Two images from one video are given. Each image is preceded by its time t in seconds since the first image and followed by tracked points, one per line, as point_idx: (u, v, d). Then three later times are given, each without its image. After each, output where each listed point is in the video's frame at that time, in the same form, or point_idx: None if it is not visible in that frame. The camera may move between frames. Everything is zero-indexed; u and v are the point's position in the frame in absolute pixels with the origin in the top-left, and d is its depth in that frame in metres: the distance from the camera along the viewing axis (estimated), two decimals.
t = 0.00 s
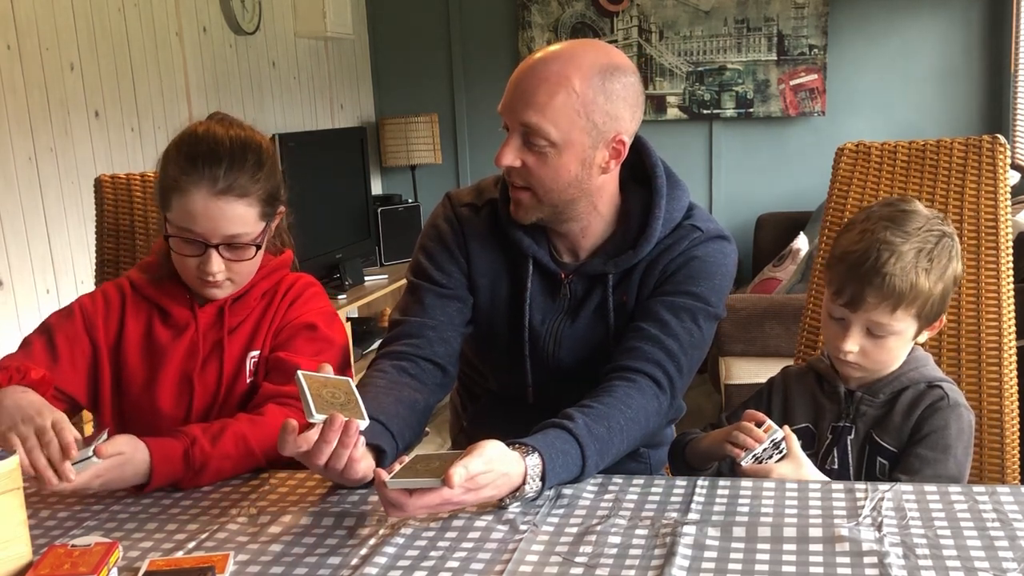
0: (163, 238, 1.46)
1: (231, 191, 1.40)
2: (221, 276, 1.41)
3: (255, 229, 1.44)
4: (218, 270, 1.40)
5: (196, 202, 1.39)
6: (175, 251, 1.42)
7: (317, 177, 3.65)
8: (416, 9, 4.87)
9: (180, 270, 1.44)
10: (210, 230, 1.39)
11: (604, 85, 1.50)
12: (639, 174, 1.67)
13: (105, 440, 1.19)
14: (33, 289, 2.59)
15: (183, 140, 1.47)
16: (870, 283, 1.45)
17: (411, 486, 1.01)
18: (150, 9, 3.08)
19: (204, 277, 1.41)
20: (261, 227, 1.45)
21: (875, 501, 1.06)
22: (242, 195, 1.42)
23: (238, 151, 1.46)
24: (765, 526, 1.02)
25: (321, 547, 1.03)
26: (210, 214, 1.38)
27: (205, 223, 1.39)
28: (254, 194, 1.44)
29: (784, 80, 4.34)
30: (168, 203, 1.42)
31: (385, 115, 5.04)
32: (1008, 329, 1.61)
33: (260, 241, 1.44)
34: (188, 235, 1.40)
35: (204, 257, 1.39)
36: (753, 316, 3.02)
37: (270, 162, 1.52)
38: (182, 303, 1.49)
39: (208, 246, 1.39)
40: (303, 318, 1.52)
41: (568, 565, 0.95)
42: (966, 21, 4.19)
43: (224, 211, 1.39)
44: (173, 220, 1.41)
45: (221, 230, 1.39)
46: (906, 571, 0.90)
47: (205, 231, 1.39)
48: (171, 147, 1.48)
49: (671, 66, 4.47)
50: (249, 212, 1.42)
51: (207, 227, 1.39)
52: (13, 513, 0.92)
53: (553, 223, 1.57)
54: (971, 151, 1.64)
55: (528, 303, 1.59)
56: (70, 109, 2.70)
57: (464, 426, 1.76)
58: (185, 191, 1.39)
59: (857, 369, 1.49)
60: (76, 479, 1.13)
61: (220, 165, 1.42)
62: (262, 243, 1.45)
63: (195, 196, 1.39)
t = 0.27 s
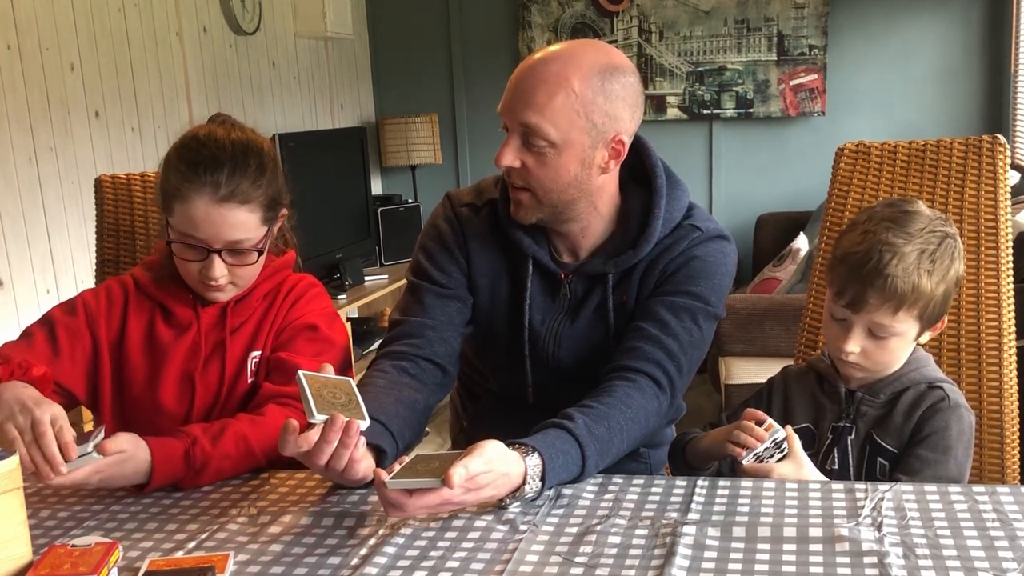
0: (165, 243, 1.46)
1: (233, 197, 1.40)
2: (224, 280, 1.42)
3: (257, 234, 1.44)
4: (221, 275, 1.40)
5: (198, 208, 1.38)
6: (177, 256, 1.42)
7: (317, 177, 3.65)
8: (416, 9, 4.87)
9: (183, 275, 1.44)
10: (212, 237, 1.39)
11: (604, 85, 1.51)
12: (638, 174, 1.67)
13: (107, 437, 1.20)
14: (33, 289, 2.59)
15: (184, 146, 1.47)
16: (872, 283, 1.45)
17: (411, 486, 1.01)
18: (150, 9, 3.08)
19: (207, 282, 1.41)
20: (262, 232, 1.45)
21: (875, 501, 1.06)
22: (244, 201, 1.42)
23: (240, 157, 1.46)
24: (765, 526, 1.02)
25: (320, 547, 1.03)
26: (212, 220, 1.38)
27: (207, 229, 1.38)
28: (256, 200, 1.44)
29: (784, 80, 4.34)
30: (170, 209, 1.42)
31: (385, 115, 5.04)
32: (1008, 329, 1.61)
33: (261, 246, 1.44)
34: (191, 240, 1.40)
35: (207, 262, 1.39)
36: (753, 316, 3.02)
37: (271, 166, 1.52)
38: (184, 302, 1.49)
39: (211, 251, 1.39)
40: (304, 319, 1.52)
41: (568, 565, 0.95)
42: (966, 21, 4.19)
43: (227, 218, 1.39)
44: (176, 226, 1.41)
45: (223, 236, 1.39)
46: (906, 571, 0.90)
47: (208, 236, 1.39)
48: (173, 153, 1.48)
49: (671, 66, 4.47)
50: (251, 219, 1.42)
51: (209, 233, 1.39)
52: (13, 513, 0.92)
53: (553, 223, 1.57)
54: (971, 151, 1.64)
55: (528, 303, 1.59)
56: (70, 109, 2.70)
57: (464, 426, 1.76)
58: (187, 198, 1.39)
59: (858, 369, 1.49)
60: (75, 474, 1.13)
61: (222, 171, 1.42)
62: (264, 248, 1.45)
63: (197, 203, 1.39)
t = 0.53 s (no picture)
0: (169, 241, 1.46)
1: (237, 195, 1.40)
2: (226, 278, 1.41)
3: (260, 233, 1.44)
4: (223, 272, 1.40)
5: (202, 205, 1.38)
6: (180, 253, 1.42)
7: (317, 177, 3.65)
8: (416, 9, 4.87)
9: (185, 272, 1.44)
10: (215, 234, 1.39)
11: (604, 85, 1.51)
12: (638, 174, 1.67)
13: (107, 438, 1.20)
14: (33, 288, 2.59)
15: (188, 144, 1.47)
16: (879, 283, 1.45)
17: (411, 486, 1.01)
18: (151, 9, 3.08)
19: (209, 279, 1.41)
20: (266, 230, 1.45)
21: (875, 501, 1.07)
22: (248, 198, 1.42)
23: (244, 155, 1.46)
24: (765, 526, 1.02)
25: (321, 547, 1.03)
26: (216, 217, 1.38)
27: (210, 226, 1.38)
28: (259, 198, 1.44)
29: (784, 80, 4.35)
30: (173, 206, 1.42)
31: (385, 115, 5.04)
32: (1008, 329, 1.61)
33: (265, 244, 1.44)
34: (193, 238, 1.40)
35: (210, 259, 1.39)
36: (753, 316, 3.02)
37: (275, 165, 1.53)
38: (187, 302, 1.49)
39: (213, 248, 1.39)
40: (306, 319, 1.52)
41: (568, 565, 0.95)
42: (966, 21, 4.19)
43: (230, 215, 1.39)
44: (179, 222, 1.41)
45: (227, 233, 1.39)
46: (906, 571, 0.90)
47: (210, 234, 1.39)
48: (177, 151, 1.48)
49: (671, 66, 4.47)
50: (255, 216, 1.42)
51: (212, 230, 1.38)
52: (13, 513, 0.92)
53: (553, 223, 1.57)
54: (971, 151, 1.64)
55: (528, 303, 1.59)
56: (70, 109, 2.70)
57: (465, 426, 1.76)
58: (191, 194, 1.39)
59: (862, 368, 1.49)
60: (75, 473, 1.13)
61: (226, 168, 1.42)
62: (267, 247, 1.45)
63: (201, 199, 1.39)
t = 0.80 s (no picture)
0: (169, 240, 1.46)
1: (238, 193, 1.40)
2: (227, 277, 1.41)
3: (261, 232, 1.44)
4: (224, 271, 1.40)
5: (203, 204, 1.39)
6: (181, 252, 1.42)
7: (317, 177, 3.65)
8: (415, 9, 4.87)
9: (185, 270, 1.44)
10: (216, 232, 1.39)
11: (604, 84, 1.51)
12: (638, 174, 1.67)
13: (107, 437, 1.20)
14: (33, 288, 2.59)
15: (189, 143, 1.47)
16: (882, 282, 1.45)
17: (411, 486, 1.01)
18: (151, 8, 3.08)
19: (210, 278, 1.41)
20: (267, 229, 1.45)
21: (875, 501, 1.07)
22: (249, 197, 1.42)
23: (245, 154, 1.46)
24: (765, 526, 1.02)
25: (321, 547, 1.03)
26: (217, 216, 1.38)
27: (212, 225, 1.38)
28: (260, 196, 1.44)
29: (784, 80, 4.35)
30: (174, 204, 1.42)
31: (385, 115, 5.04)
32: (1008, 329, 1.61)
33: (266, 243, 1.44)
34: (194, 236, 1.40)
35: (211, 258, 1.39)
36: (753, 316, 3.02)
37: (276, 164, 1.53)
38: (188, 302, 1.49)
39: (214, 247, 1.39)
40: (306, 319, 1.52)
41: (568, 565, 0.95)
42: (966, 21, 4.19)
43: (232, 214, 1.39)
44: (180, 221, 1.41)
45: (227, 232, 1.39)
46: (906, 571, 0.90)
47: (211, 232, 1.39)
48: (179, 149, 1.48)
49: (671, 66, 4.47)
50: (255, 215, 1.42)
51: (213, 229, 1.38)
52: (13, 513, 0.92)
53: (553, 222, 1.57)
54: (971, 152, 1.64)
55: (528, 303, 1.59)
56: (70, 109, 2.70)
57: (465, 427, 1.76)
58: (192, 193, 1.40)
59: (864, 368, 1.49)
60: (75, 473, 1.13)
61: (227, 167, 1.42)
62: (268, 245, 1.45)
63: (202, 198, 1.39)
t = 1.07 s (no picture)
0: (169, 240, 1.46)
1: (238, 194, 1.40)
2: (227, 278, 1.41)
3: (261, 232, 1.44)
4: (224, 271, 1.40)
5: (203, 204, 1.38)
6: (181, 252, 1.42)
7: (317, 177, 3.65)
8: (415, 9, 4.87)
9: (185, 270, 1.44)
10: (216, 233, 1.39)
11: (603, 84, 1.51)
12: (638, 174, 1.67)
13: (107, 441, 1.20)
14: (33, 288, 2.59)
15: (189, 144, 1.47)
16: (883, 282, 1.45)
17: (411, 486, 1.01)
18: (151, 8, 3.08)
19: (210, 278, 1.41)
20: (267, 230, 1.45)
21: (875, 500, 1.07)
22: (249, 198, 1.42)
23: (245, 155, 1.46)
24: (765, 526, 1.02)
25: (321, 547, 1.03)
26: (217, 217, 1.38)
27: (212, 225, 1.38)
28: (260, 197, 1.44)
29: (784, 80, 4.35)
30: (174, 205, 1.42)
31: (385, 115, 5.04)
32: (1008, 329, 1.61)
33: (266, 244, 1.44)
34: (194, 237, 1.40)
35: (211, 259, 1.39)
36: (753, 316, 3.02)
37: (276, 165, 1.53)
38: (187, 302, 1.49)
39: (214, 248, 1.39)
40: (304, 318, 1.52)
41: (568, 565, 0.95)
42: (966, 21, 4.19)
43: (231, 214, 1.39)
44: (180, 221, 1.41)
45: (228, 232, 1.39)
46: (906, 571, 0.90)
47: (211, 233, 1.39)
48: (179, 149, 1.48)
49: (671, 66, 4.48)
50: (256, 216, 1.42)
51: (214, 229, 1.38)
52: (14, 513, 0.92)
53: (553, 222, 1.57)
54: (971, 152, 1.64)
55: (529, 303, 1.59)
56: (70, 108, 2.70)
57: (465, 427, 1.76)
58: (192, 193, 1.40)
59: (865, 368, 1.49)
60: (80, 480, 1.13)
61: (227, 167, 1.42)
62: (268, 246, 1.45)
63: (202, 199, 1.39)
